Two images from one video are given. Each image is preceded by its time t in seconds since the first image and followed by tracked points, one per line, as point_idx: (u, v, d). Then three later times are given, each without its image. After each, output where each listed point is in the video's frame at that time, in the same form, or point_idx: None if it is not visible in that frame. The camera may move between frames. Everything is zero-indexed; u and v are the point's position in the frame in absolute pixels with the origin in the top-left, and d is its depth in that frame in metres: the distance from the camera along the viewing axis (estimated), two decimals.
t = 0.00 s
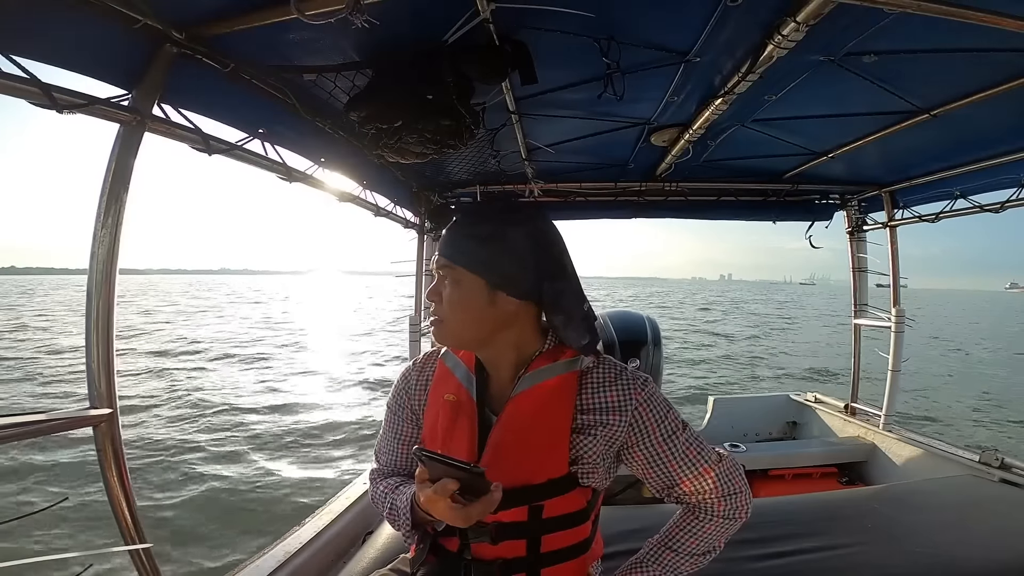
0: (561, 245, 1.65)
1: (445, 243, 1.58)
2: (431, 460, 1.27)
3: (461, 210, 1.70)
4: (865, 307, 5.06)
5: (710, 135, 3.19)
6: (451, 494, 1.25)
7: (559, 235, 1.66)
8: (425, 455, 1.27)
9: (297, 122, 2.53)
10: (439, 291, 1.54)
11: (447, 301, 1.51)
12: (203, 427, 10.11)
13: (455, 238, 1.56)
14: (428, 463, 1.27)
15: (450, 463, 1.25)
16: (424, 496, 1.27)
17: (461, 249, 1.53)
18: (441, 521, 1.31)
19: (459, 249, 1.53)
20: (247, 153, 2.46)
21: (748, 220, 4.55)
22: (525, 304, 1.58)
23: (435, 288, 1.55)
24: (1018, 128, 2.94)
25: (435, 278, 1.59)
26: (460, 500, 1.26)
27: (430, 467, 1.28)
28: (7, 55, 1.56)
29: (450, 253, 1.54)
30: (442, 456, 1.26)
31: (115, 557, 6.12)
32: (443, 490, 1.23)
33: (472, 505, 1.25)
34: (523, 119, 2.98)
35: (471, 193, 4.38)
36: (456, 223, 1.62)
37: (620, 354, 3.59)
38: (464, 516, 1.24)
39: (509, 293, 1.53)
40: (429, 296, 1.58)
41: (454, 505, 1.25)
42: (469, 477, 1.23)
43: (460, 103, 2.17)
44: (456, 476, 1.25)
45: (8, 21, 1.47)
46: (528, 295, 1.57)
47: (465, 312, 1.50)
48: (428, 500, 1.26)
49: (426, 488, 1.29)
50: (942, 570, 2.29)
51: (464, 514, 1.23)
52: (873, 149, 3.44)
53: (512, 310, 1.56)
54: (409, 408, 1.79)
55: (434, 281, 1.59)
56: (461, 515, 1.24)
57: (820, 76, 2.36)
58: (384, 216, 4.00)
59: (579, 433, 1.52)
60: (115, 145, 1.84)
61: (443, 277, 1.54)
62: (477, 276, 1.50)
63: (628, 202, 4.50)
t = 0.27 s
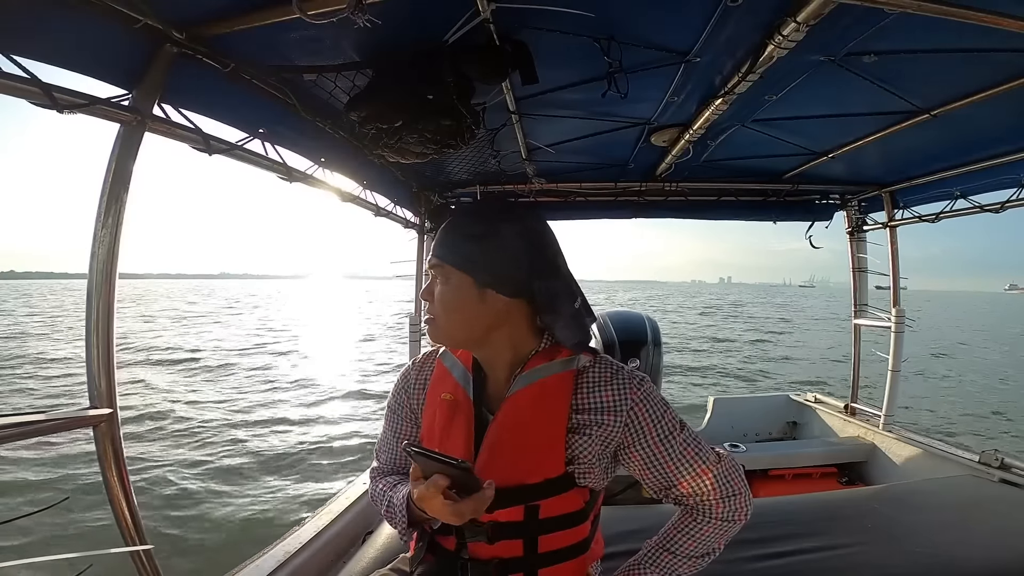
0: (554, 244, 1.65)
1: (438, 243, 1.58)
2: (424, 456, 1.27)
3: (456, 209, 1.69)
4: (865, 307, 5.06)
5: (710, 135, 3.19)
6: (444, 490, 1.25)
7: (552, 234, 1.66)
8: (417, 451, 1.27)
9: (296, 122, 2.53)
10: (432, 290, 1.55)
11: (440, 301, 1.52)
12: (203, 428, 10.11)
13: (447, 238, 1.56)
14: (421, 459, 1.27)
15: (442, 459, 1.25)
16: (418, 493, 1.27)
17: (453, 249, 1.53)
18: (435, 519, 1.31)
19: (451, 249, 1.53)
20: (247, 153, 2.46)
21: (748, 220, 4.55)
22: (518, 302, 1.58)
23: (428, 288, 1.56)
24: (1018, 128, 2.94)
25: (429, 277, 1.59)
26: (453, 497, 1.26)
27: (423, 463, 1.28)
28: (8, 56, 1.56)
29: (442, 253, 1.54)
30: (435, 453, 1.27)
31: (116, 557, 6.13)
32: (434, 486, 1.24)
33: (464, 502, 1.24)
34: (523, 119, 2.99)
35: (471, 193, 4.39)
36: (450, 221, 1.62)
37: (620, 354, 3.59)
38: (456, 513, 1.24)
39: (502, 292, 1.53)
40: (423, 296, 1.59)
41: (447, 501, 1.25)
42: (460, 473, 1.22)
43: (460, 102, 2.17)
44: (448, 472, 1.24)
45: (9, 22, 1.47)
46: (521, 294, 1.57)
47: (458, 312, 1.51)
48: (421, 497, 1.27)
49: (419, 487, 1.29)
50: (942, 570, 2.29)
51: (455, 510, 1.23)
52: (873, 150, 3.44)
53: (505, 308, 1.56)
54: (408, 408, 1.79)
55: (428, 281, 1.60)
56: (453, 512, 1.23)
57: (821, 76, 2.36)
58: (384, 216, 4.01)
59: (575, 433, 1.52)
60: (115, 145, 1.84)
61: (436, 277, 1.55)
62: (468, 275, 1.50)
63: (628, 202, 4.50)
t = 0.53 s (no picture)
0: (557, 247, 1.64)
1: (439, 242, 1.59)
2: (423, 450, 1.28)
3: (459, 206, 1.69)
4: (865, 307, 5.06)
5: (710, 134, 3.19)
6: (442, 484, 1.26)
7: (555, 238, 1.65)
8: (415, 445, 1.28)
9: (296, 121, 2.53)
10: (433, 289, 1.57)
11: (439, 300, 1.53)
12: (204, 432, 10.17)
13: (448, 237, 1.57)
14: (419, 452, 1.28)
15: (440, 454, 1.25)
16: (417, 487, 1.27)
17: (453, 249, 1.53)
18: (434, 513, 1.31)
19: (451, 249, 1.53)
20: (247, 152, 2.46)
21: (748, 220, 4.55)
22: (518, 301, 1.58)
23: (430, 286, 1.58)
24: (1018, 128, 2.94)
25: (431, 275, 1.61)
26: (451, 491, 1.26)
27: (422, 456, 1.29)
28: (8, 55, 1.56)
29: (442, 253, 1.55)
30: (433, 446, 1.27)
31: (116, 557, 6.14)
32: (432, 480, 1.25)
33: (462, 496, 1.25)
34: (523, 119, 2.99)
35: (471, 192, 4.39)
36: (454, 218, 1.62)
37: (620, 353, 3.59)
38: (455, 507, 1.24)
39: (501, 293, 1.53)
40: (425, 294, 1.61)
41: (445, 495, 1.25)
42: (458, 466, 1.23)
43: (460, 102, 2.16)
44: (446, 466, 1.25)
45: (10, 22, 1.47)
46: (520, 296, 1.57)
47: (457, 311, 1.52)
48: (419, 491, 1.27)
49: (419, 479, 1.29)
50: (941, 570, 2.30)
51: (453, 505, 1.24)
52: (873, 149, 3.44)
53: (504, 309, 1.56)
54: (410, 405, 1.80)
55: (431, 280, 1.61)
56: (451, 505, 1.24)
57: (821, 75, 2.36)
58: (384, 216, 4.01)
59: (574, 431, 1.53)
60: (115, 144, 1.84)
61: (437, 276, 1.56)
62: (467, 275, 1.51)
63: (628, 201, 4.50)
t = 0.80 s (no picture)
0: (560, 247, 1.65)
1: (442, 239, 1.60)
2: (426, 449, 1.28)
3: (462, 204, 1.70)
4: (866, 303, 5.06)
5: (709, 132, 3.19)
6: (445, 483, 1.27)
7: (558, 237, 1.66)
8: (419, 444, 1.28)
9: (296, 120, 2.53)
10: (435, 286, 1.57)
11: (441, 296, 1.53)
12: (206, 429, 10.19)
13: (450, 234, 1.57)
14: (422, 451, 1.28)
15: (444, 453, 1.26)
16: (421, 486, 1.27)
17: (455, 245, 1.54)
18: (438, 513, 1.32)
19: (454, 245, 1.54)
20: (246, 152, 2.46)
21: (748, 217, 4.55)
22: (520, 297, 1.58)
23: (432, 283, 1.58)
24: (1017, 124, 2.94)
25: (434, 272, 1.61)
26: (454, 490, 1.27)
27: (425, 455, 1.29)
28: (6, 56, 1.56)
29: (445, 250, 1.55)
30: (436, 445, 1.28)
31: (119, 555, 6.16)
32: (436, 479, 1.26)
33: (466, 495, 1.26)
34: (523, 117, 2.98)
35: (471, 191, 4.38)
36: (458, 216, 1.62)
37: (620, 351, 3.59)
38: (459, 505, 1.25)
39: (505, 291, 1.53)
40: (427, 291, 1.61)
41: (449, 495, 1.26)
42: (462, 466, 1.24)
43: (460, 101, 2.16)
44: (450, 465, 1.26)
45: (9, 22, 1.47)
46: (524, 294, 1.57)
47: (459, 307, 1.52)
48: (423, 491, 1.27)
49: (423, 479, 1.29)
50: (942, 567, 2.30)
51: (458, 504, 1.24)
52: (873, 146, 3.43)
53: (506, 308, 1.57)
54: (412, 404, 1.80)
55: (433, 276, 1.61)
56: (456, 504, 1.25)
57: (820, 72, 2.35)
58: (384, 215, 4.01)
59: (575, 428, 1.53)
60: (114, 145, 1.84)
61: (439, 272, 1.56)
62: (472, 272, 1.51)
63: (628, 199, 4.50)
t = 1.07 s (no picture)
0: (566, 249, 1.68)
1: (452, 237, 1.60)
2: (434, 453, 1.28)
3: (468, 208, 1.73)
4: (866, 301, 5.05)
5: (708, 130, 3.19)
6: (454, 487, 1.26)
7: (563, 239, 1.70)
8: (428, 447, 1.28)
9: (294, 122, 2.53)
10: (446, 280, 1.55)
11: (454, 290, 1.52)
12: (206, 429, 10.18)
13: (462, 231, 1.58)
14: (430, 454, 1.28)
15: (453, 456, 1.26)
16: (428, 490, 1.27)
17: (468, 242, 1.55)
18: (445, 516, 1.32)
19: (468, 241, 1.55)
20: (245, 154, 2.46)
21: (748, 215, 4.55)
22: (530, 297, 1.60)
23: (441, 278, 1.56)
24: (1016, 121, 2.94)
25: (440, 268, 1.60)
26: (462, 493, 1.27)
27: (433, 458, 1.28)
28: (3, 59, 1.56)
29: (459, 245, 1.56)
30: (443, 448, 1.28)
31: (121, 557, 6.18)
32: (444, 482, 1.25)
33: (475, 497, 1.25)
34: (521, 117, 2.99)
35: (470, 191, 4.38)
36: (465, 214, 1.63)
37: (621, 351, 3.59)
38: (467, 507, 1.25)
39: (514, 289, 1.55)
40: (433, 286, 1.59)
41: (457, 497, 1.26)
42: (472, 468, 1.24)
43: (458, 101, 2.17)
44: (459, 468, 1.25)
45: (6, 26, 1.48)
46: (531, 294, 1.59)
47: (473, 302, 1.51)
48: (431, 494, 1.27)
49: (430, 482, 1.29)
50: (944, 564, 2.30)
51: (467, 506, 1.25)
52: (872, 143, 3.43)
53: (513, 307, 1.58)
54: (412, 406, 1.80)
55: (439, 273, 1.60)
56: (465, 507, 1.25)
57: (818, 70, 2.35)
58: (384, 216, 4.02)
59: (577, 428, 1.53)
60: (113, 147, 1.84)
61: (449, 267, 1.55)
62: (482, 270, 1.51)
63: (627, 198, 4.50)
